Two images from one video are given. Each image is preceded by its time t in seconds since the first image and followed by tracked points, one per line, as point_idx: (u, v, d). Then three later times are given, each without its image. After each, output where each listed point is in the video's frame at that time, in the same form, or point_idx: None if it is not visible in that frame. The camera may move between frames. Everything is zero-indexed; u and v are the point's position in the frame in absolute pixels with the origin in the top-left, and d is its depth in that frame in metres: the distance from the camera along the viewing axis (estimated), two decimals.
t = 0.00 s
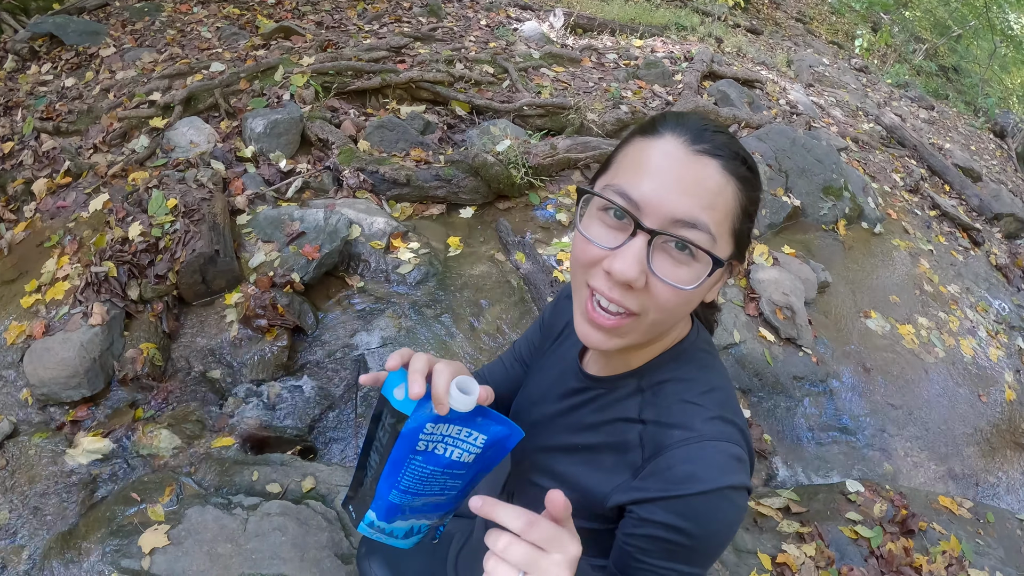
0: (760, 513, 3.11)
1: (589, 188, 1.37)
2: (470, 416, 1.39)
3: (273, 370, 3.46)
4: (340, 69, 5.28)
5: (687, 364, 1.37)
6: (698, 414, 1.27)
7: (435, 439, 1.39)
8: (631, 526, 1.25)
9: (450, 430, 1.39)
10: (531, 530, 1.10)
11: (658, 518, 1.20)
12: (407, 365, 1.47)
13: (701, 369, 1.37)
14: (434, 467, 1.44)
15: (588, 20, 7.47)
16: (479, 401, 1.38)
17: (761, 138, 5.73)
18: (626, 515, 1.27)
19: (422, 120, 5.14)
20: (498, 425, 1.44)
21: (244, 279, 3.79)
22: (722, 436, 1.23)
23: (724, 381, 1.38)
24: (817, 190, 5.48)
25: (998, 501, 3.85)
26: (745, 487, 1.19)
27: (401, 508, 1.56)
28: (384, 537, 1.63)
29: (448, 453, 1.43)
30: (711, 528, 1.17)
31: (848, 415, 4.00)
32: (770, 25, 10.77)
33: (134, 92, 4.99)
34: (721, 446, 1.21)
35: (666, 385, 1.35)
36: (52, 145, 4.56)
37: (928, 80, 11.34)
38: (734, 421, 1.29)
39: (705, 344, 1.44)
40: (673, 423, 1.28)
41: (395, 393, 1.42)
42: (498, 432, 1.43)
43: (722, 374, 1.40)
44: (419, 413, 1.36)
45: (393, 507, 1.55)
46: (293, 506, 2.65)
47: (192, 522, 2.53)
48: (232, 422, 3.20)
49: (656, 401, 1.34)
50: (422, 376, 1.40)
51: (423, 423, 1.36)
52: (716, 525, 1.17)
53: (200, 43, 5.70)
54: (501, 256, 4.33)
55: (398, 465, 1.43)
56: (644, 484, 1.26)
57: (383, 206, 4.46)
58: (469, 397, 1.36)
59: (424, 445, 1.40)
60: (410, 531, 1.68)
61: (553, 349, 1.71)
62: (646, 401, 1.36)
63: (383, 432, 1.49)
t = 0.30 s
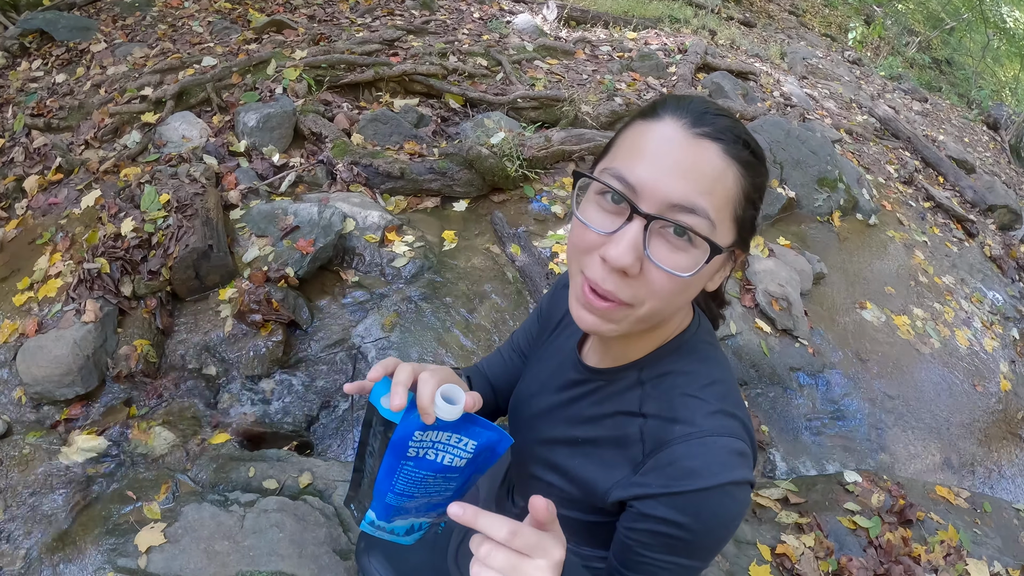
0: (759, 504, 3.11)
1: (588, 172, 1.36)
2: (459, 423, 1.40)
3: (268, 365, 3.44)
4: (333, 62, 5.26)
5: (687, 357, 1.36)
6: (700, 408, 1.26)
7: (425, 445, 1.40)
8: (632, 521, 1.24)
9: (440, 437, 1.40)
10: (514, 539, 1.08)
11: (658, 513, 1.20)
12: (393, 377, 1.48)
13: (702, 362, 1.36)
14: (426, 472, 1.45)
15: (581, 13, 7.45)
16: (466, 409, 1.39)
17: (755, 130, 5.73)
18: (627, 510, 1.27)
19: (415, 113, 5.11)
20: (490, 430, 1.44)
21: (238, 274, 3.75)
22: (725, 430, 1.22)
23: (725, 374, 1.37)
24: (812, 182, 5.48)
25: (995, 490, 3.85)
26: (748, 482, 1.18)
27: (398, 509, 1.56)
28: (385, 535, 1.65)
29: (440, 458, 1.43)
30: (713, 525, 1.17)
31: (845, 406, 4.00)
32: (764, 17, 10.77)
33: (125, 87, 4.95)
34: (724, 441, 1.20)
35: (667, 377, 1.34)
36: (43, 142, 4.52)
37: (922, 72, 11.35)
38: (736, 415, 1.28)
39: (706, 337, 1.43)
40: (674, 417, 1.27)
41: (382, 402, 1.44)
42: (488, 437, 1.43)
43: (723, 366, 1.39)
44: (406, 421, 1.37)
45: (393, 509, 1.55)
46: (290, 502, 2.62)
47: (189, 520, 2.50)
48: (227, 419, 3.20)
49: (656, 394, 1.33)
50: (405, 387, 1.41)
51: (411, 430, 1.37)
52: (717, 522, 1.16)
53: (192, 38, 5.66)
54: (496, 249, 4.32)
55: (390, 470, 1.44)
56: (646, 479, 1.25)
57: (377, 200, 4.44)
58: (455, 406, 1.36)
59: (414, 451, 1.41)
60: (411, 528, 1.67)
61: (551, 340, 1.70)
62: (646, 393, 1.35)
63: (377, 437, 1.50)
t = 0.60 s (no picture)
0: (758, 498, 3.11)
1: (595, 156, 1.35)
2: (458, 421, 1.43)
3: (264, 362, 3.41)
4: (326, 58, 5.23)
5: (694, 347, 1.35)
6: (709, 398, 1.25)
7: (425, 444, 1.42)
8: (641, 513, 1.24)
9: (439, 435, 1.42)
10: (518, 550, 1.07)
11: (668, 505, 1.19)
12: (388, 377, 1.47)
13: (709, 351, 1.35)
14: (426, 471, 1.47)
15: (575, 8, 7.43)
16: (464, 406, 1.42)
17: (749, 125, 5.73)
18: (636, 502, 1.26)
19: (410, 108, 5.09)
20: (488, 427, 1.47)
21: (232, 271, 3.73)
22: (733, 420, 1.21)
23: (732, 363, 1.36)
24: (806, 176, 5.49)
25: (991, 481, 3.87)
26: (757, 472, 1.17)
27: (400, 510, 1.58)
28: (389, 536, 1.68)
29: (439, 456, 1.46)
30: (723, 515, 1.16)
31: (842, 399, 4.01)
32: (757, 12, 10.76)
33: (117, 84, 4.91)
34: (734, 431, 1.19)
35: (674, 368, 1.33)
36: (34, 139, 4.48)
37: (914, 67, 11.38)
38: (744, 405, 1.27)
39: (712, 327, 1.42)
40: (682, 407, 1.26)
41: (378, 403, 1.43)
42: (487, 434, 1.47)
43: (730, 356, 1.38)
44: (404, 421, 1.37)
45: (394, 510, 1.57)
46: (289, 500, 2.61)
47: (186, 520, 2.48)
48: (223, 417, 3.18)
49: (663, 384, 1.32)
50: (403, 387, 1.38)
51: (410, 430, 1.37)
52: (727, 512, 1.16)
53: (184, 34, 5.61)
54: (492, 244, 4.30)
55: (390, 471, 1.45)
56: (655, 470, 1.24)
57: (372, 195, 4.42)
58: (453, 404, 1.38)
59: (414, 450, 1.42)
60: (414, 528, 1.69)
61: (555, 332, 1.69)
62: (653, 384, 1.33)
63: (374, 439, 1.49)
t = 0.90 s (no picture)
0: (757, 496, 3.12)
1: (598, 154, 1.36)
2: (458, 431, 1.43)
3: (264, 361, 3.41)
4: (325, 57, 5.23)
5: (697, 343, 1.36)
6: (711, 393, 1.26)
7: (427, 455, 1.42)
8: (642, 507, 1.24)
9: (441, 446, 1.43)
10: (516, 548, 1.08)
11: (669, 499, 1.20)
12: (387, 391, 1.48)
13: (712, 347, 1.36)
14: (430, 480, 1.47)
15: (573, 6, 7.43)
16: (464, 416, 1.43)
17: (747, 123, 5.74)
18: (637, 496, 1.27)
19: (409, 107, 5.09)
20: (489, 435, 1.48)
21: (231, 270, 3.72)
22: (735, 415, 1.22)
23: (735, 359, 1.36)
24: (805, 174, 5.50)
25: (989, 478, 3.88)
26: (758, 467, 1.18)
27: (406, 517, 1.59)
28: (399, 540, 1.69)
29: (443, 466, 1.46)
30: (725, 510, 1.17)
31: (841, 397, 4.02)
32: (754, 10, 10.77)
33: (116, 83, 4.90)
34: (735, 426, 1.20)
35: (677, 364, 1.33)
36: (33, 139, 4.47)
37: (912, 65, 11.39)
38: (746, 400, 1.28)
39: (716, 324, 1.43)
40: (684, 402, 1.27)
41: (381, 415, 1.44)
42: (488, 442, 1.47)
43: (732, 353, 1.39)
44: (406, 434, 1.38)
45: (401, 517, 1.58)
46: (290, 498, 2.61)
47: (187, 519, 2.48)
48: (223, 416, 3.17)
49: (666, 380, 1.32)
50: (402, 401, 1.40)
51: (413, 441, 1.39)
52: (728, 506, 1.17)
53: (182, 32, 5.60)
54: (491, 242, 4.30)
55: (395, 482, 1.46)
56: (657, 464, 1.25)
57: (371, 194, 4.42)
58: (453, 415, 1.39)
59: (417, 461, 1.42)
60: (422, 533, 1.71)
61: (559, 331, 1.70)
62: (656, 379, 1.34)
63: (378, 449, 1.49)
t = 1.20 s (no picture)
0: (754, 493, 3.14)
1: (592, 154, 1.37)
2: (477, 410, 1.40)
3: (262, 360, 3.42)
4: (323, 56, 5.23)
5: (691, 339, 1.37)
6: (706, 390, 1.27)
7: (444, 435, 1.39)
8: (639, 503, 1.25)
9: (458, 426, 1.40)
10: (532, 524, 1.07)
11: (666, 495, 1.21)
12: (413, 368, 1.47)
13: (706, 344, 1.37)
14: (446, 463, 1.44)
15: (571, 5, 7.44)
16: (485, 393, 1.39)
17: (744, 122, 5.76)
18: (634, 492, 1.28)
19: (406, 106, 5.09)
20: (507, 415, 1.44)
21: (229, 269, 3.73)
22: (730, 411, 1.23)
23: (729, 356, 1.38)
24: (802, 172, 5.52)
25: (986, 476, 3.90)
26: (752, 462, 1.20)
27: (413, 504, 1.58)
28: (402, 531, 1.68)
29: (459, 447, 1.43)
30: (720, 505, 1.18)
31: (838, 394, 4.03)
32: (752, 9, 10.77)
33: (113, 82, 4.91)
34: (731, 422, 1.21)
35: (672, 361, 1.35)
36: (31, 139, 4.47)
37: (909, 64, 11.39)
38: (740, 396, 1.29)
39: (710, 321, 1.44)
40: (679, 399, 1.28)
41: (400, 395, 1.42)
42: (506, 422, 1.43)
43: (726, 349, 1.40)
44: (425, 412, 1.36)
45: (409, 503, 1.56)
46: (288, 496, 2.62)
47: (186, 517, 2.49)
48: (222, 415, 3.18)
49: (661, 377, 1.34)
50: (428, 377, 1.40)
51: (432, 420, 1.36)
52: (724, 502, 1.18)
53: (180, 32, 5.61)
54: (489, 241, 4.31)
55: (409, 464, 1.43)
56: (653, 461, 1.26)
57: (369, 193, 4.43)
58: (474, 391, 1.36)
59: (433, 441, 1.40)
60: (426, 523, 1.69)
61: (555, 329, 1.71)
62: (651, 376, 1.35)
63: (394, 432, 1.47)
